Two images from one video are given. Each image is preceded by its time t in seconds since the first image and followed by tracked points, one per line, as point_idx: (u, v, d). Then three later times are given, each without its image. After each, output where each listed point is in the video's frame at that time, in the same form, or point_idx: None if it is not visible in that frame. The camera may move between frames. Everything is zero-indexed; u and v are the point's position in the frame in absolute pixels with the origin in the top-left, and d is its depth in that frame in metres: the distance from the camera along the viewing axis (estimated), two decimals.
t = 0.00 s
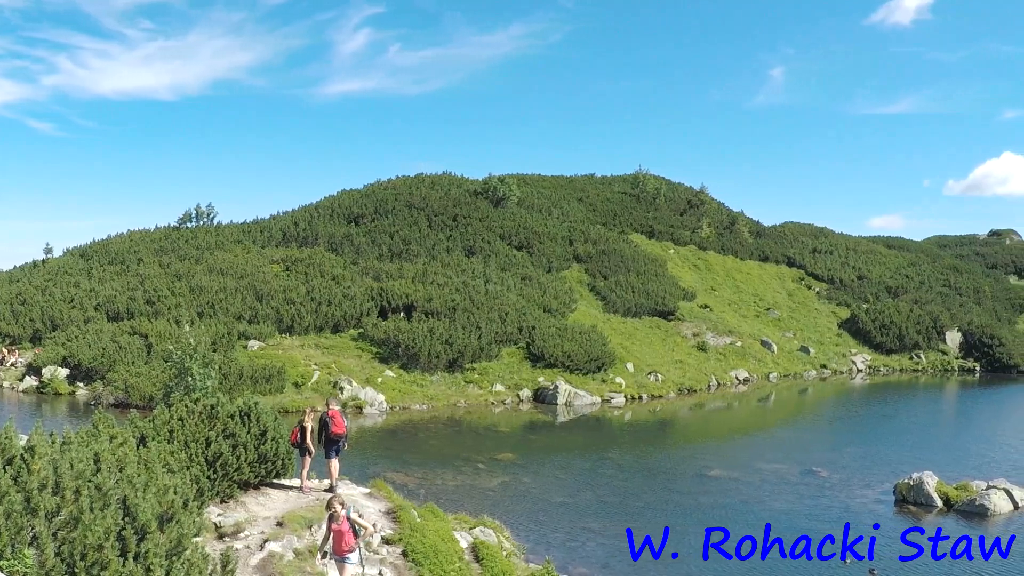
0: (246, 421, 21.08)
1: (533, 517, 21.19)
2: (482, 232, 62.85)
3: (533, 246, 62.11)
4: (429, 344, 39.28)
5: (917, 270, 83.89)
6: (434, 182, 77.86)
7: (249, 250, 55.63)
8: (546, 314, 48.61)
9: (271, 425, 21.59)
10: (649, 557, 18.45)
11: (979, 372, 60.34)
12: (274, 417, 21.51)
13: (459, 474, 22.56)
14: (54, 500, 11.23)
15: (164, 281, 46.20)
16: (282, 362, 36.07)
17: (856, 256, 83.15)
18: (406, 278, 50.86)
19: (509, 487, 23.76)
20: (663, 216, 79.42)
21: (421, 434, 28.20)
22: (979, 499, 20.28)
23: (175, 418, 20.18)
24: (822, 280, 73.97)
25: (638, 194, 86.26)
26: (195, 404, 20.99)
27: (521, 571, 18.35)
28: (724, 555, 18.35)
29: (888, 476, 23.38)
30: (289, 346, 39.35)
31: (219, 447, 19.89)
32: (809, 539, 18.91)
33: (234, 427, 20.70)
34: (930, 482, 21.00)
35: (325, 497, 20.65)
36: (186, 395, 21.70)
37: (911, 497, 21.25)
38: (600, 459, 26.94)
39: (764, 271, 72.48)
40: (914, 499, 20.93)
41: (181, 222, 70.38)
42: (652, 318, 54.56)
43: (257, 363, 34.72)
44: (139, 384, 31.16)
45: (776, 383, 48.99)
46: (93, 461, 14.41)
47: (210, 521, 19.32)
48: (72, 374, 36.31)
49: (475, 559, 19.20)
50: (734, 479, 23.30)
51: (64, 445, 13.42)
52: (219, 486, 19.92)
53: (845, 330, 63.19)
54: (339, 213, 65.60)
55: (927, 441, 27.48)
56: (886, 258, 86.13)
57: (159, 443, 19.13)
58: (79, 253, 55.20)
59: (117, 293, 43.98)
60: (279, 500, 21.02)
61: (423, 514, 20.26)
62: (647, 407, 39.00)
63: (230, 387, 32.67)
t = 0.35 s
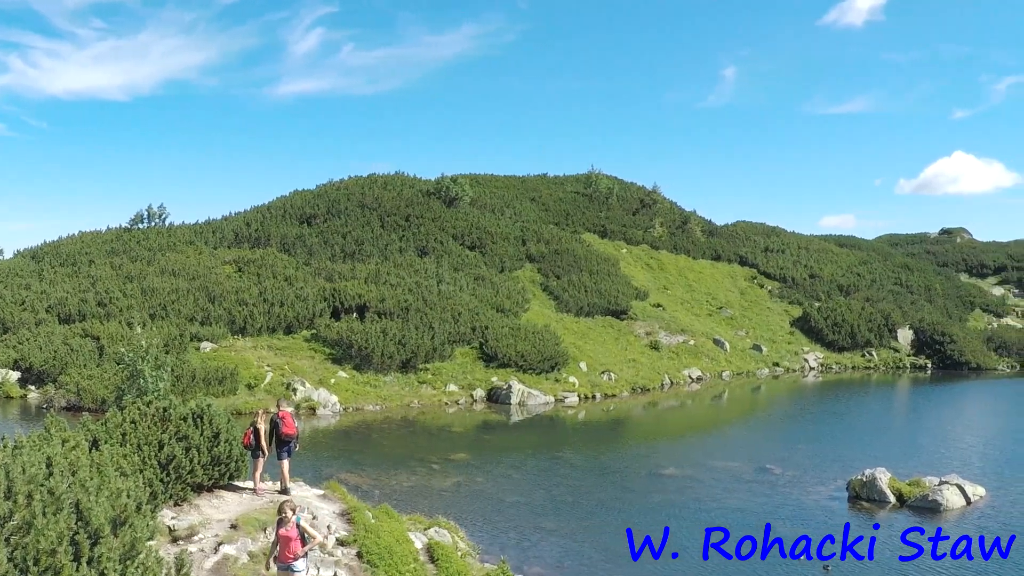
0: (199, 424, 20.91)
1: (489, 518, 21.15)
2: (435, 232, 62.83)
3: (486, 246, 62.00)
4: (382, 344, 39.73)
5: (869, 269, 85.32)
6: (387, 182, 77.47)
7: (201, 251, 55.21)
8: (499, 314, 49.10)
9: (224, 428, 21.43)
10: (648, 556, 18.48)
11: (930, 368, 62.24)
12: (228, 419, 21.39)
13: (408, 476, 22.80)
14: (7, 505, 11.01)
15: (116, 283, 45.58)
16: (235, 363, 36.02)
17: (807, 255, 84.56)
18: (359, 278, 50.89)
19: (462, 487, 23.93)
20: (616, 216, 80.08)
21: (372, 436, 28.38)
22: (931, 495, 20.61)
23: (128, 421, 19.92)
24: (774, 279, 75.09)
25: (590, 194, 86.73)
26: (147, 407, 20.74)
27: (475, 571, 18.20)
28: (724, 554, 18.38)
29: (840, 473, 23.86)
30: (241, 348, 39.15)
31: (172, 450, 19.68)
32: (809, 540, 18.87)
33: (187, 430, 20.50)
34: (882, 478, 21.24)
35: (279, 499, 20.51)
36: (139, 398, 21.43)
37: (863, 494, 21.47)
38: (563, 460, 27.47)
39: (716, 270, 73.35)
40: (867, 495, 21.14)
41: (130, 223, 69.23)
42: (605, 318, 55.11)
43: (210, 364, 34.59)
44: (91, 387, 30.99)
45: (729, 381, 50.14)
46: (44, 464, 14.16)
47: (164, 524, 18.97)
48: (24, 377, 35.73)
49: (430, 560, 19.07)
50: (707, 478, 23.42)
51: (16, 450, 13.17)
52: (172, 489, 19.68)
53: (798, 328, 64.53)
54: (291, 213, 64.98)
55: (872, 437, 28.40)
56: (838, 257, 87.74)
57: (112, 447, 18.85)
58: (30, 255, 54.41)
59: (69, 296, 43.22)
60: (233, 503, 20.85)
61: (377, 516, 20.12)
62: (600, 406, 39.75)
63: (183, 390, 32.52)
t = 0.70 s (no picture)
0: (148, 427, 20.70)
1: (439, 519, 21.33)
2: (383, 232, 63.00)
3: (434, 246, 62.45)
4: (331, 346, 40.35)
5: (816, 268, 87.81)
6: (335, 182, 76.98)
7: (148, 252, 54.80)
8: (448, 314, 49.85)
9: (173, 430, 21.22)
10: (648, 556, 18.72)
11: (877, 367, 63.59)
12: (177, 421, 21.19)
13: (358, 475, 23.32)
14: None
15: (63, 285, 44.92)
16: (183, 366, 36.25)
17: (755, 255, 86.45)
18: (308, 279, 50.97)
19: (413, 487, 24.35)
20: (565, 216, 80.88)
21: (323, 437, 29.06)
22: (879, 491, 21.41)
23: (75, 424, 19.65)
24: (723, 277, 76.47)
25: (538, 193, 87.37)
26: (95, 410, 20.48)
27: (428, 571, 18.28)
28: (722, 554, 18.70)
29: (786, 470, 24.78)
30: (190, 350, 39.38)
31: (121, 453, 19.44)
32: (809, 540, 19.21)
33: (136, 433, 20.26)
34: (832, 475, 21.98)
35: (229, 502, 20.44)
36: (87, 401, 21.19)
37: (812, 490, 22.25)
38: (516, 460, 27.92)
39: (664, 269, 74.59)
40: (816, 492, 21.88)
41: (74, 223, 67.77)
42: (554, 317, 56.08)
43: (158, 366, 34.66)
44: (39, 390, 30.78)
45: (677, 379, 51.76)
46: None
47: (114, 528, 18.66)
48: None
49: (381, 561, 19.02)
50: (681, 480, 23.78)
51: None
52: (121, 493, 19.41)
53: (747, 326, 65.97)
54: (238, 213, 64.48)
55: (816, 435, 29.95)
56: (785, 256, 89.96)
57: (60, 450, 18.57)
58: None
59: (16, 297, 42.24)
60: (183, 506, 20.65)
61: (327, 518, 20.13)
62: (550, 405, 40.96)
63: (131, 393, 32.52)
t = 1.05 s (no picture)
0: (101, 429, 20.57)
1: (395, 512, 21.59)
2: (336, 232, 63.91)
3: (388, 247, 63.69)
4: (285, 346, 41.90)
5: (771, 267, 91.39)
6: (288, 182, 77.17)
7: (101, 254, 54.87)
8: (402, 314, 51.48)
9: (127, 433, 21.14)
10: (649, 556, 18.87)
11: (831, 363, 67.72)
12: (131, 424, 21.09)
13: (314, 475, 24.65)
14: None
15: (14, 286, 44.47)
16: (136, 368, 37.09)
17: (711, 254, 90.06)
18: (261, 279, 51.66)
19: (367, 485, 24.82)
20: (519, 215, 83.46)
21: (281, 435, 29.90)
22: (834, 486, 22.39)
23: (27, 427, 19.45)
24: (676, 275, 80.07)
25: (492, 193, 89.11)
26: (47, 413, 20.34)
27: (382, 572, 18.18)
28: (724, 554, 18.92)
29: (737, 469, 25.81)
30: (143, 352, 40.12)
31: (74, 456, 19.22)
32: (809, 539, 19.41)
33: (89, 436, 20.11)
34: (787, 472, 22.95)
35: (183, 505, 20.33)
36: (39, 406, 21.04)
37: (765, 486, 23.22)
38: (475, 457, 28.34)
39: (619, 267, 78.02)
40: (771, 489, 22.89)
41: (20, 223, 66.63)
42: (509, 317, 58.29)
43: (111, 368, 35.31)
44: None
45: (631, 378, 54.76)
46: None
47: (68, 532, 18.39)
48: None
49: (337, 563, 18.86)
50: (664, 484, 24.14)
51: None
52: (76, 496, 19.18)
53: (701, 325, 69.80)
54: (190, 214, 64.64)
55: (764, 433, 32.13)
56: (740, 255, 93.49)
57: (11, 454, 18.31)
58: None
59: None
60: (137, 509, 20.50)
61: (283, 519, 20.10)
62: (504, 404, 43.20)
63: (84, 395, 33.06)
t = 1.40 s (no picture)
0: (59, 432, 20.49)
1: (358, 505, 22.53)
2: (294, 233, 66.74)
3: (346, 247, 67.56)
4: (244, 348, 44.53)
5: (730, 266, 103.03)
6: (245, 182, 78.86)
7: (59, 254, 55.70)
8: (360, 315, 54.91)
9: (85, 436, 21.10)
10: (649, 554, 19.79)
11: (787, 362, 75.61)
12: (90, 427, 21.18)
13: (274, 475, 26.67)
14: None
15: None
16: (95, 370, 39.03)
17: (669, 253, 100.50)
18: (219, 280, 53.99)
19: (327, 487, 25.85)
20: (477, 216, 90.04)
21: (240, 440, 32.77)
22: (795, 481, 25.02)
23: None
24: (634, 275, 88.79)
25: (450, 194, 95.28)
26: (4, 416, 20.18)
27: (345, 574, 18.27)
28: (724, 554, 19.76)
29: (686, 472, 28.18)
30: (101, 354, 42.03)
31: (33, 458, 19.00)
32: (812, 540, 20.87)
33: (47, 439, 19.94)
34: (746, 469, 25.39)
35: (144, 509, 20.21)
36: None
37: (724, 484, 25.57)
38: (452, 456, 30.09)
39: (577, 267, 85.64)
40: (732, 487, 25.31)
41: None
42: (467, 316, 63.06)
43: (69, 371, 36.89)
44: None
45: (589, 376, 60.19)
46: None
47: (27, 536, 18.11)
48: None
49: (297, 565, 18.77)
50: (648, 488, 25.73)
51: None
52: (35, 500, 18.97)
53: (660, 323, 77.42)
54: (148, 215, 66.07)
55: (720, 433, 36.24)
56: (698, 254, 105.41)
57: None
58: None
59: None
60: (96, 513, 20.34)
61: (243, 522, 20.01)
62: (462, 403, 46.77)
63: (44, 398, 34.62)
